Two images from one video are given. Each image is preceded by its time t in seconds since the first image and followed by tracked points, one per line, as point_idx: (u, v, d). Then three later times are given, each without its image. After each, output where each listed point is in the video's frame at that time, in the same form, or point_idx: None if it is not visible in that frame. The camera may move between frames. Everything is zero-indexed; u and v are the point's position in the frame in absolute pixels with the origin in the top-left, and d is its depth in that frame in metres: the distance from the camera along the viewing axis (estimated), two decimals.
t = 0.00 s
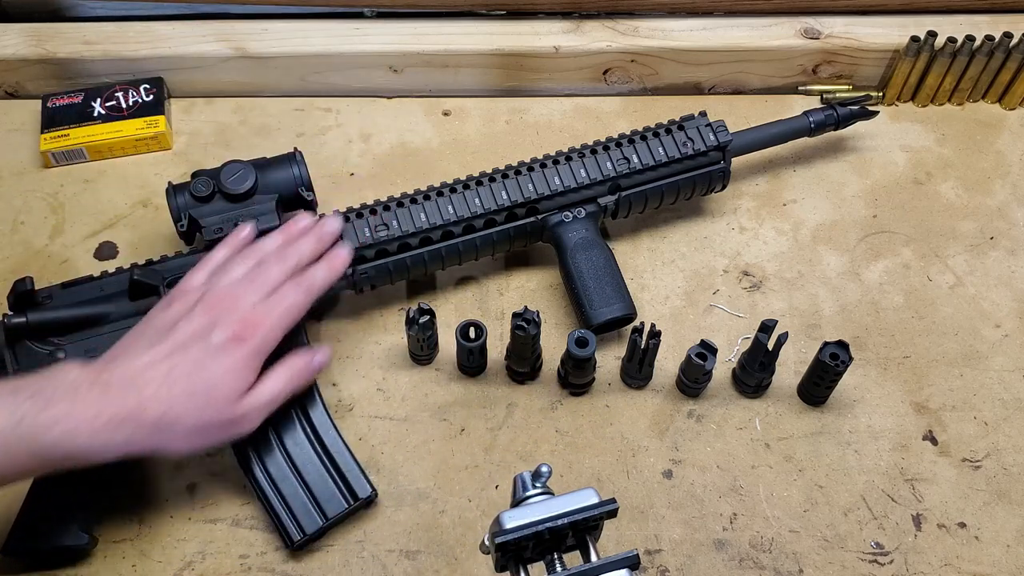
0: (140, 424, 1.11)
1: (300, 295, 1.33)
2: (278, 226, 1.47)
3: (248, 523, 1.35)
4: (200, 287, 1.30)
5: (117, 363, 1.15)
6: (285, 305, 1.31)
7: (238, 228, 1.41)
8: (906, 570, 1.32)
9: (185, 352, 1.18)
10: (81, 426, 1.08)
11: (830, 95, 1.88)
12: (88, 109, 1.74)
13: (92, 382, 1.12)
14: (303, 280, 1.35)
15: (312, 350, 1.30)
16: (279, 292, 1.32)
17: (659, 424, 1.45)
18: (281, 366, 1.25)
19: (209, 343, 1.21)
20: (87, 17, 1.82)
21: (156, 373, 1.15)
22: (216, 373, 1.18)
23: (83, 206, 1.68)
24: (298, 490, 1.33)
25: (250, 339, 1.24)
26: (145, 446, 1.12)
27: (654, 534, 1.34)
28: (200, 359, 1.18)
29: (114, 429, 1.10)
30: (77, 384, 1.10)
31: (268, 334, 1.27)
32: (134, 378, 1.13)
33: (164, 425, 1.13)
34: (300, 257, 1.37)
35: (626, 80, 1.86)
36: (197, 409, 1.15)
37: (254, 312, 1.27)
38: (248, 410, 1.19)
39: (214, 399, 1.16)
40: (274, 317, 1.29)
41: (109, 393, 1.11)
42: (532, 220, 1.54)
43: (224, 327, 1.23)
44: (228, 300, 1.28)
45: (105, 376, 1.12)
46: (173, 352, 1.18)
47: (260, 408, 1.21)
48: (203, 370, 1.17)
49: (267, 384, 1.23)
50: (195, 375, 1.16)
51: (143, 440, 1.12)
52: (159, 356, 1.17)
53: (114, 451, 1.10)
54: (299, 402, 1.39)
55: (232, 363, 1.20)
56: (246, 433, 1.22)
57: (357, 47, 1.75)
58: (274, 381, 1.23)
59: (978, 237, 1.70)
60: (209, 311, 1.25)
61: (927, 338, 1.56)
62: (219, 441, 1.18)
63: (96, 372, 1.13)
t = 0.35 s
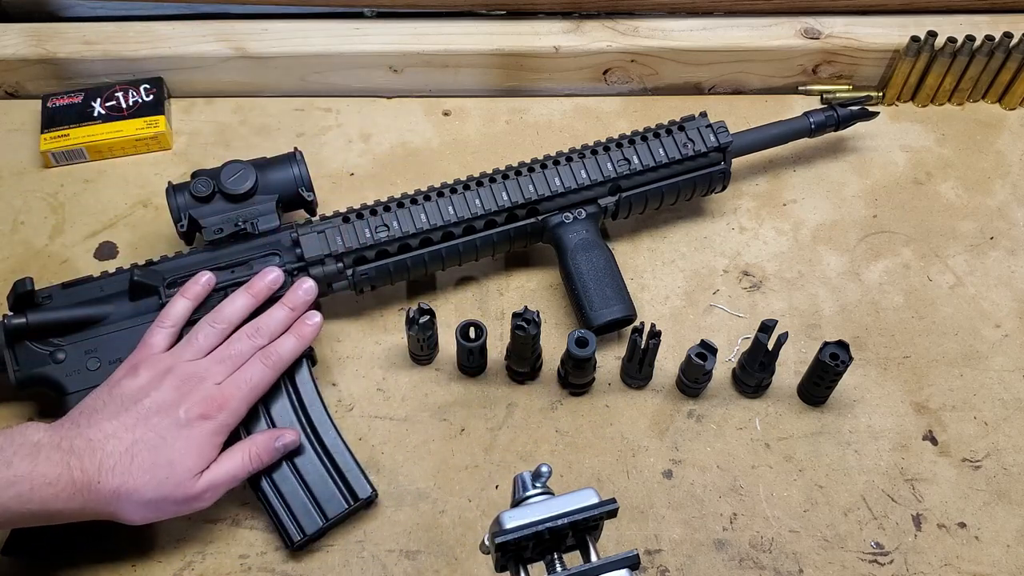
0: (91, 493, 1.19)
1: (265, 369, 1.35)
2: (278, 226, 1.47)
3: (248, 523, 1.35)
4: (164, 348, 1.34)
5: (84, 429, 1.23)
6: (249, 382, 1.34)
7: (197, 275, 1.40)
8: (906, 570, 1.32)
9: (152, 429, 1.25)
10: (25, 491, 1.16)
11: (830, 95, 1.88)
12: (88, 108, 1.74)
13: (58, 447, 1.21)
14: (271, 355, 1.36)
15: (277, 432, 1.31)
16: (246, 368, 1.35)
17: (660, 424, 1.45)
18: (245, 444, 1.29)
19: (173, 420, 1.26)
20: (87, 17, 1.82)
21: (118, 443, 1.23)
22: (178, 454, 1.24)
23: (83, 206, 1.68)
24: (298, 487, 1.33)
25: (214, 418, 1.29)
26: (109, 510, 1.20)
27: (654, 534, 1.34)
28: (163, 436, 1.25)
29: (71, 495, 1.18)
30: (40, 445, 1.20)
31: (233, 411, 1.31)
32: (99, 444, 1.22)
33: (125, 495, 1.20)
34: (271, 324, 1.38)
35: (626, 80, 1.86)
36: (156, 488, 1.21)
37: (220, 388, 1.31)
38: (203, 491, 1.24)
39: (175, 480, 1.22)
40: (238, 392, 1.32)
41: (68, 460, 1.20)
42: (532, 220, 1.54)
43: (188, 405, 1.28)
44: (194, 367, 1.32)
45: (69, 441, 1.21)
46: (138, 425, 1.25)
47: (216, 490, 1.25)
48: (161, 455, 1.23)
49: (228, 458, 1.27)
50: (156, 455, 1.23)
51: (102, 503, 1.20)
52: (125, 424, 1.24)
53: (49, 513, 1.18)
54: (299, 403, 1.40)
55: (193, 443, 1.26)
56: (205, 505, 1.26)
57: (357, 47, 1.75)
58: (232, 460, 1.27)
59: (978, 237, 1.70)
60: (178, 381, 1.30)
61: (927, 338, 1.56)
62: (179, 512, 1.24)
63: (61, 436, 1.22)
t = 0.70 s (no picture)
0: (92, 495, 1.19)
1: (266, 369, 1.35)
2: (277, 226, 1.47)
3: (248, 523, 1.35)
4: (164, 348, 1.34)
5: (85, 432, 1.23)
6: (250, 383, 1.34)
7: (197, 275, 1.40)
8: (906, 570, 1.32)
9: (153, 431, 1.25)
10: (26, 492, 1.16)
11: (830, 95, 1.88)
12: (88, 108, 1.74)
13: (59, 449, 1.21)
14: (271, 355, 1.36)
15: (278, 431, 1.32)
16: (246, 368, 1.35)
17: (660, 424, 1.45)
18: (245, 445, 1.29)
19: (174, 421, 1.26)
20: (86, 17, 1.82)
21: (119, 445, 1.23)
22: (178, 455, 1.24)
23: (83, 206, 1.68)
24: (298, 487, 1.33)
25: (215, 418, 1.29)
26: (111, 512, 1.20)
27: (654, 534, 1.34)
28: (164, 437, 1.25)
29: (72, 496, 1.18)
30: (40, 447, 1.20)
31: (234, 411, 1.31)
32: (99, 445, 1.22)
33: (126, 496, 1.20)
34: (271, 325, 1.38)
35: (626, 80, 1.86)
36: (158, 489, 1.21)
37: (220, 388, 1.32)
38: (204, 492, 1.24)
39: (176, 481, 1.22)
40: (238, 393, 1.32)
41: (69, 461, 1.20)
42: (532, 220, 1.54)
43: (189, 406, 1.28)
44: (194, 368, 1.32)
45: (70, 443, 1.21)
46: (139, 426, 1.25)
47: (217, 490, 1.25)
48: (162, 455, 1.23)
49: (229, 458, 1.27)
50: (157, 457, 1.23)
51: (103, 504, 1.20)
52: (125, 425, 1.24)
53: (51, 515, 1.18)
54: (299, 403, 1.40)
55: (194, 444, 1.26)
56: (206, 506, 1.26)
57: (357, 47, 1.75)
58: (233, 461, 1.27)
59: (978, 237, 1.70)
60: (178, 382, 1.30)
61: (927, 338, 1.56)
62: (180, 513, 1.24)
63: (62, 438, 1.22)
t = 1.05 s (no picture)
0: (91, 492, 1.19)
1: (265, 368, 1.35)
2: (277, 226, 1.47)
3: (248, 523, 1.35)
4: (164, 347, 1.34)
5: (84, 429, 1.23)
6: (250, 382, 1.33)
7: (196, 275, 1.40)
8: (906, 570, 1.32)
9: (151, 429, 1.25)
10: (24, 488, 1.16)
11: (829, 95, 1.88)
12: (88, 108, 1.74)
13: (57, 445, 1.21)
14: (271, 354, 1.36)
15: (278, 431, 1.32)
16: (246, 368, 1.35)
17: (660, 424, 1.45)
18: (245, 445, 1.29)
19: (173, 420, 1.26)
20: (86, 17, 1.82)
21: (118, 442, 1.23)
22: (177, 453, 1.24)
23: (83, 206, 1.68)
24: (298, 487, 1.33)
25: (214, 417, 1.29)
26: (109, 509, 1.20)
27: (654, 534, 1.34)
28: (163, 436, 1.25)
29: (71, 493, 1.18)
30: (39, 444, 1.20)
31: (233, 410, 1.31)
32: (98, 443, 1.22)
33: (124, 493, 1.20)
34: (271, 324, 1.38)
35: (626, 80, 1.86)
36: (156, 486, 1.21)
37: (220, 387, 1.31)
38: (203, 491, 1.24)
39: (175, 479, 1.22)
40: (238, 392, 1.32)
41: (68, 458, 1.20)
42: (532, 220, 1.54)
43: (188, 405, 1.28)
44: (193, 367, 1.32)
45: (69, 440, 1.21)
46: (139, 424, 1.25)
47: (216, 489, 1.25)
48: (161, 453, 1.23)
49: (229, 458, 1.27)
50: (156, 455, 1.23)
51: (102, 502, 1.19)
52: (125, 423, 1.24)
53: (49, 512, 1.18)
54: (299, 403, 1.40)
55: (193, 442, 1.26)
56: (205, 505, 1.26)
57: (357, 47, 1.75)
58: (233, 460, 1.27)
59: (977, 237, 1.70)
60: (177, 381, 1.30)
61: (927, 338, 1.56)
62: (179, 511, 1.24)
63: (61, 435, 1.22)
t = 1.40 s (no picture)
0: (91, 485, 1.18)
1: (267, 364, 1.35)
2: (277, 226, 1.47)
3: (248, 523, 1.35)
4: (163, 347, 1.34)
5: (84, 423, 1.23)
6: (251, 378, 1.33)
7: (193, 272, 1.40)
8: (906, 570, 1.32)
9: (153, 423, 1.24)
10: (23, 480, 1.15)
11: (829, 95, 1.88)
12: (88, 108, 1.74)
13: (57, 438, 1.20)
14: (272, 349, 1.36)
15: (284, 434, 1.32)
16: (248, 363, 1.34)
17: (660, 424, 1.45)
18: (248, 444, 1.29)
19: (175, 414, 1.26)
20: (86, 17, 1.82)
21: (119, 436, 1.22)
22: (178, 447, 1.24)
23: (83, 206, 1.68)
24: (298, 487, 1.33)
25: (215, 412, 1.29)
26: (110, 503, 1.20)
27: (654, 534, 1.34)
28: (164, 430, 1.24)
29: (70, 486, 1.17)
30: (38, 437, 1.19)
31: (235, 406, 1.31)
32: (98, 437, 1.21)
33: (125, 487, 1.20)
34: (272, 320, 1.38)
35: (626, 80, 1.86)
36: (157, 480, 1.21)
37: (221, 382, 1.31)
38: (205, 486, 1.23)
39: (176, 473, 1.22)
40: (240, 388, 1.32)
41: (68, 451, 1.19)
42: (532, 220, 1.54)
43: (189, 399, 1.28)
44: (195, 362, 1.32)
45: (69, 433, 1.21)
46: (140, 418, 1.24)
47: (218, 485, 1.25)
48: (162, 448, 1.23)
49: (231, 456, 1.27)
50: (158, 449, 1.23)
51: (102, 496, 1.19)
52: (125, 417, 1.24)
53: (48, 505, 1.17)
54: (298, 404, 1.40)
55: (194, 437, 1.25)
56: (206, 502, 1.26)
57: (356, 47, 1.75)
58: (234, 457, 1.27)
59: (977, 237, 1.70)
60: (178, 375, 1.29)
61: (927, 338, 1.56)
62: (180, 506, 1.23)
63: (60, 428, 1.22)
